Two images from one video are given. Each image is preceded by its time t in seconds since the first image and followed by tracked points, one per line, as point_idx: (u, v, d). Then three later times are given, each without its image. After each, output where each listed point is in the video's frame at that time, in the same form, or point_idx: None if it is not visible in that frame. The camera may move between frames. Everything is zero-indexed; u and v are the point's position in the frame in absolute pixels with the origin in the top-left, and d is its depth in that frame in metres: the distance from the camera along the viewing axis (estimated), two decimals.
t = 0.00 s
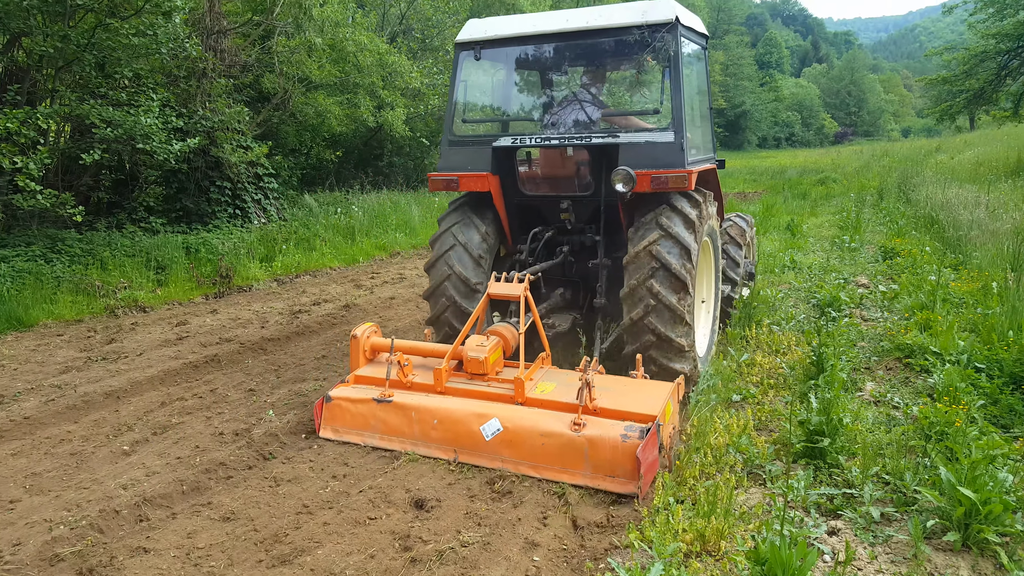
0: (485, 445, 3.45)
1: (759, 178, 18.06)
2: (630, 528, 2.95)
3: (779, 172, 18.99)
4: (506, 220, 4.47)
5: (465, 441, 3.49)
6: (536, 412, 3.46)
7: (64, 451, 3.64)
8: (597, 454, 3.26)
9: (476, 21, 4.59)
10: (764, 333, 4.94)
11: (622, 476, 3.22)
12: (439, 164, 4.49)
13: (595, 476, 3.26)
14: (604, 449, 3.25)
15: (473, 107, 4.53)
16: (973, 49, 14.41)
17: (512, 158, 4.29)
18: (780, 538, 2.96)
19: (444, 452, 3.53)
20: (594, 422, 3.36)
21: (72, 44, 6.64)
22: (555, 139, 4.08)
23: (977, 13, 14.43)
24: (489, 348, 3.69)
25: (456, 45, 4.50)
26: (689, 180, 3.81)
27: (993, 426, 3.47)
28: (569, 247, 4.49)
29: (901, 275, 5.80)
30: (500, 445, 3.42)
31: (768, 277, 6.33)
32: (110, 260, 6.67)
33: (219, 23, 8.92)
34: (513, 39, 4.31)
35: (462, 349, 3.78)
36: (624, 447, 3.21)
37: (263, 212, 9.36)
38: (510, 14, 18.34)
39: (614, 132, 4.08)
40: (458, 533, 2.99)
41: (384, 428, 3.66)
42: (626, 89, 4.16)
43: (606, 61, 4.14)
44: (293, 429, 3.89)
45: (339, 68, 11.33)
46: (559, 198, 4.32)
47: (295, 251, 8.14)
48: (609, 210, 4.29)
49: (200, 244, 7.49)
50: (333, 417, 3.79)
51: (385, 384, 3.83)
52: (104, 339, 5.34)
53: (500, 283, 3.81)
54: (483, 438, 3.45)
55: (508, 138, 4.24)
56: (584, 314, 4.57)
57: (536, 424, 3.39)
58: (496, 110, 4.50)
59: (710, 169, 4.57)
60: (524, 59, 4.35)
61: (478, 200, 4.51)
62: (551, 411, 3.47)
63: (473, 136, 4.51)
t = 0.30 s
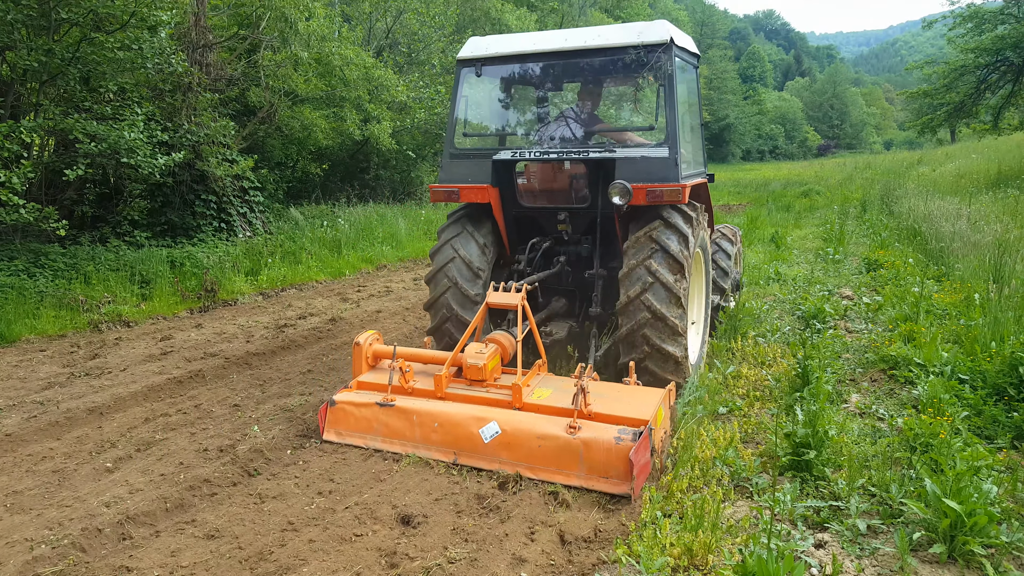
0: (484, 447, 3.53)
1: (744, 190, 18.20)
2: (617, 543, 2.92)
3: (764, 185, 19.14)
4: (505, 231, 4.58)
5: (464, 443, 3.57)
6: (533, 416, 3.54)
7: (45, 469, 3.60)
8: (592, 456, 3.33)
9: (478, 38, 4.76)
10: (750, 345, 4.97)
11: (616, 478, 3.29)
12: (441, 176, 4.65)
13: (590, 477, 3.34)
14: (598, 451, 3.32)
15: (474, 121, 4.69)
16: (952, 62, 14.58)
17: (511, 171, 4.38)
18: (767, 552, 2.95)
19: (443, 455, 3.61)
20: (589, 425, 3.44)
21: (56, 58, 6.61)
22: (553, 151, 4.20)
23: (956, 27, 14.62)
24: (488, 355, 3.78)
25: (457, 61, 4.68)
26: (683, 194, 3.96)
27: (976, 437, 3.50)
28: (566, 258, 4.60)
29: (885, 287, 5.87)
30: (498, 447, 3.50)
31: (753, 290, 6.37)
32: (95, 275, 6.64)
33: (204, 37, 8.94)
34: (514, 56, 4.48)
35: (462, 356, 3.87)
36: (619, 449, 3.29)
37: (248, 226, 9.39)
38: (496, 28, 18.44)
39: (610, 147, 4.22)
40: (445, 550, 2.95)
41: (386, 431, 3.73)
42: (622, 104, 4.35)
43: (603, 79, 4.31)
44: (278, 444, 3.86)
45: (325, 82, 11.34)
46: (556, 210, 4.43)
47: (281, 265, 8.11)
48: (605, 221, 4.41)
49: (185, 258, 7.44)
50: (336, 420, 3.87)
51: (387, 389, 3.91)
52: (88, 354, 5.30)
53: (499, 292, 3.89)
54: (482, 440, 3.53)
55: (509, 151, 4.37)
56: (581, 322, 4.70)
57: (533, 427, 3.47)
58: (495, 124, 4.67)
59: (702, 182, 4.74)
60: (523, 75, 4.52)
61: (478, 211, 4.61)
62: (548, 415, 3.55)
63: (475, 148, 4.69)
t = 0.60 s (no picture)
0: (488, 448, 3.63)
1: (733, 201, 18.30)
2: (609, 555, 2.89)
3: (753, 196, 19.24)
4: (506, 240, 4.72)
5: (469, 444, 3.68)
6: (536, 418, 3.65)
7: (32, 484, 3.56)
8: (592, 457, 3.44)
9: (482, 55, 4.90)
10: (740, 356, 4.99)
11: (615, 477, 3.40)
12: (444, 188, 4.77)
13: (590, 477, 3.44)
14: (598, 452, 3.43)
15: (476, 135, 4.80)
16: (938, 74, 14.70)
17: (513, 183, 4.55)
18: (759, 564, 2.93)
19: (449, 455, 3.72)
20: (590, 427, 3.54)
21: (44, 71, 6.61)
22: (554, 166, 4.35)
23: (942, 39, 14.79)
24: (492, 359, 3.88)
25: (462, 77, 4.83)
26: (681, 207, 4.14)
27: (966, 448, 3.51)
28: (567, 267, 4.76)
29: (874, 297, 5.92)
30: (502, 448, 3.61)
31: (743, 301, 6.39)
32: (83, 288, 6.62)
33: (194, 50, 8.97)
34: (515, 72, 4.61)
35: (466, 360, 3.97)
36: (618, 451, 3.40)
37: (238, 239, 9.34)
38: (486, 41, 18.53)
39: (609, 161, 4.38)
40: (436, 564, 2.92)
41: (393, 431, 3.85)
42: (621, 120, 4.47)
43: (602, 95, 4.44)
44: (268, 458, 3.83)
45: (315, 95, 11.34)
46: (556, 220, 4.59)
47: (271, 277, 8.10)
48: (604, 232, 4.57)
49: (174, 271, 7.42)
50: (345, 421, 3.98)
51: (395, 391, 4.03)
52: (76, 368, 5.27)
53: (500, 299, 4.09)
54: (486, 441, 3.64)
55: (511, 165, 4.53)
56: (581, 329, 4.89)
57: (536, 428, 3.58)
58: (497, 137, 4.80)
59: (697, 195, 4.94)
60: (524, 90, 4.64)
61: (481, 222, 4.76)
62: (550, 417, 3.66)
63: (477, 161, 4.81)
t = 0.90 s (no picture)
0: (493, 447, 3.73)
1: (726, 210, 18.36)
2: (601, 563, 2.88)
3: (744, 205, 19.32)
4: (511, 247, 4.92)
5: (475, 443, 3.77)
6: (539, 418, 3.75)
7: (22, 495, 3.53)
8: (594, 455, 3.53)
9: (488, 67, 5.07)
10: (732, 364, 5.01)
11: (617, 475, 3.49)
12: (451, 195, 4.89)
13: (592, 475, 3.53)
14: (600, 451, 3.52)
15: (483, 144, 4.95)
16: (928, 85, 14.83)
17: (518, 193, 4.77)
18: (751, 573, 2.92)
19: (455, 454, 3.81)
20: (592, 426, 3.64)
21: (35, 79, 6.59)
22: (558, 176, 4.61)
23: (931, 50, 14.92)
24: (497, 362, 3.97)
25: (469, 88, 4.99)
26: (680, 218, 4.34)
27: (957, 456, 3.53)
28: (568, 274, 4.96)
29: (866, 306, 5.97)
30: (507, 447, 3.70)
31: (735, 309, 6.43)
32: (74, 297, 6.59)
33: (186, 58, 8.95)
34: (521, 84, 4.78)
35: (471, 363, 4.07)
36: (620, 449, 3.49)
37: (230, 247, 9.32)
38: (479, 50, 18.58)
39: (612, 172, 4.58)
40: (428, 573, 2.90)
41: (401, 432, 3.94)
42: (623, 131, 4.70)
43: (605, 107, 4.63)
44: (259, 468, 3.80)
45: (307, 103, 11.33)
46: (558, 229, 4.81)
47: (263, 285, 8.08)
48: (605, 241, 4.80)
49: (166, 279, 7.39)
50: (354, 421, 4.08)
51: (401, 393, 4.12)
52: (66, 377, 5.24)
53: (504, 303, 4.21)
54: (492, 440, 3.73)
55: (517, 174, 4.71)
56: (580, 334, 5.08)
57: (540, 428, 3.67)
58: (501, 147, 4.95)
59: (693, 207, 5.19)
60: (529, 101, 4.81)
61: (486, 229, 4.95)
62: (553, 417, 3.76)
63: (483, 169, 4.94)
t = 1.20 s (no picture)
0: (499, 444, 3.85)
1: (718, 217, 18.42)
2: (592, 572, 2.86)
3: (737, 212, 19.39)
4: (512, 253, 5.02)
5: (481, 441, 3.89)
6: (543, 417, 3.88)
7: (11, 504, 3.50)
8: (597, 453, 3.66)
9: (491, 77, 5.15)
10: (725, 371, 5.03)
11: (619, 471, 3.61)
12: (454, 203, 5.02)
13: (594, 471, 3.66)
14: (603, 448, 3.65)
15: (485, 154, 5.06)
16: (919, 93, 14.93)
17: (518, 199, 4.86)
18: None
19: (462, 451, 3.93)
20: (594, 425, 3.77)
21: (28, 86, 6.57)
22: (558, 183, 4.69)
23: (922, 59, 15.03)
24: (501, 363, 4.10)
25: (472, 98, 5.06)
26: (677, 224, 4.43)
27: (948, 463, 3.54)
28: (568, 278, 5.06)
29: (858, 313, 6.01)
30: (512, 445, 3.82)
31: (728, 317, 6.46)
32: (66, 304, 6.56)
33: (180, 66, 8.97)
34: (522, 96, 4.87)
35: (476, 364, 4.19)
36: (622, 447, 3.61)
37: (223, 254, 9.31)
38: (473, 58, 18.63)
39: (610, 181, 4.69)
40: None
41: (409, 430, 4.06)
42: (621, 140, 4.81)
43: (604, 118, 4.74)
44: (251, 476, 3.78)
45: (301, 110, 11.31)
46: (558, 235, 4.90)
47: (256, 292, 8.07)
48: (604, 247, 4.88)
49: (158, 286, 7.37)
50: (363, 420, 4.20)
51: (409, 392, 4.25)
52: (57, 385, 5.21)
53: (508, 307, 4.25)
54: (498, 438, 3.86)
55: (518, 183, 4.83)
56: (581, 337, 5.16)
57: (544, 426, 3.80)
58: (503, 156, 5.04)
59: (689, 213, 5.29)
60: (529, 113, 4.90)
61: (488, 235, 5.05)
62: (556, 416, 3.88)
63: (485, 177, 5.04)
